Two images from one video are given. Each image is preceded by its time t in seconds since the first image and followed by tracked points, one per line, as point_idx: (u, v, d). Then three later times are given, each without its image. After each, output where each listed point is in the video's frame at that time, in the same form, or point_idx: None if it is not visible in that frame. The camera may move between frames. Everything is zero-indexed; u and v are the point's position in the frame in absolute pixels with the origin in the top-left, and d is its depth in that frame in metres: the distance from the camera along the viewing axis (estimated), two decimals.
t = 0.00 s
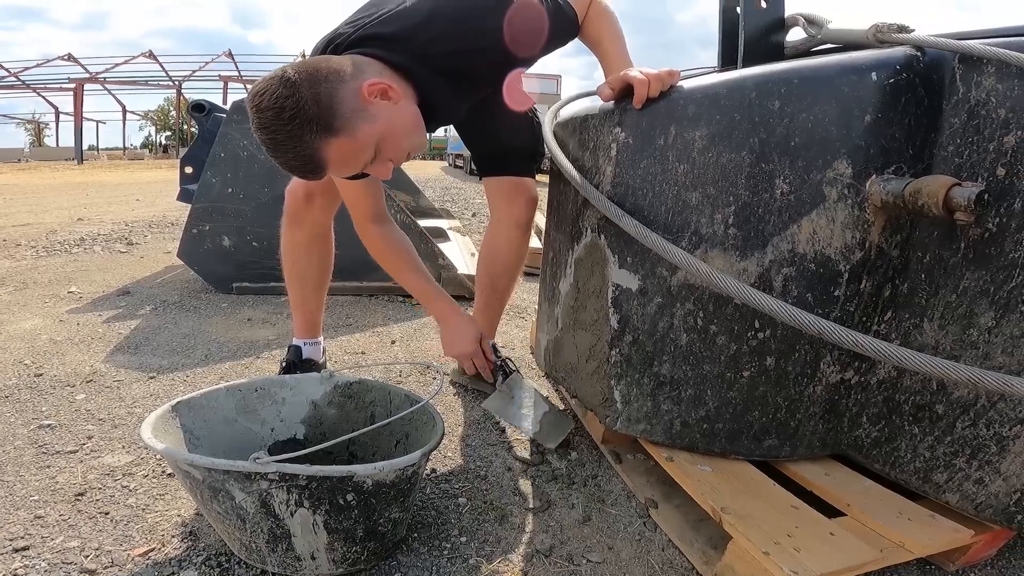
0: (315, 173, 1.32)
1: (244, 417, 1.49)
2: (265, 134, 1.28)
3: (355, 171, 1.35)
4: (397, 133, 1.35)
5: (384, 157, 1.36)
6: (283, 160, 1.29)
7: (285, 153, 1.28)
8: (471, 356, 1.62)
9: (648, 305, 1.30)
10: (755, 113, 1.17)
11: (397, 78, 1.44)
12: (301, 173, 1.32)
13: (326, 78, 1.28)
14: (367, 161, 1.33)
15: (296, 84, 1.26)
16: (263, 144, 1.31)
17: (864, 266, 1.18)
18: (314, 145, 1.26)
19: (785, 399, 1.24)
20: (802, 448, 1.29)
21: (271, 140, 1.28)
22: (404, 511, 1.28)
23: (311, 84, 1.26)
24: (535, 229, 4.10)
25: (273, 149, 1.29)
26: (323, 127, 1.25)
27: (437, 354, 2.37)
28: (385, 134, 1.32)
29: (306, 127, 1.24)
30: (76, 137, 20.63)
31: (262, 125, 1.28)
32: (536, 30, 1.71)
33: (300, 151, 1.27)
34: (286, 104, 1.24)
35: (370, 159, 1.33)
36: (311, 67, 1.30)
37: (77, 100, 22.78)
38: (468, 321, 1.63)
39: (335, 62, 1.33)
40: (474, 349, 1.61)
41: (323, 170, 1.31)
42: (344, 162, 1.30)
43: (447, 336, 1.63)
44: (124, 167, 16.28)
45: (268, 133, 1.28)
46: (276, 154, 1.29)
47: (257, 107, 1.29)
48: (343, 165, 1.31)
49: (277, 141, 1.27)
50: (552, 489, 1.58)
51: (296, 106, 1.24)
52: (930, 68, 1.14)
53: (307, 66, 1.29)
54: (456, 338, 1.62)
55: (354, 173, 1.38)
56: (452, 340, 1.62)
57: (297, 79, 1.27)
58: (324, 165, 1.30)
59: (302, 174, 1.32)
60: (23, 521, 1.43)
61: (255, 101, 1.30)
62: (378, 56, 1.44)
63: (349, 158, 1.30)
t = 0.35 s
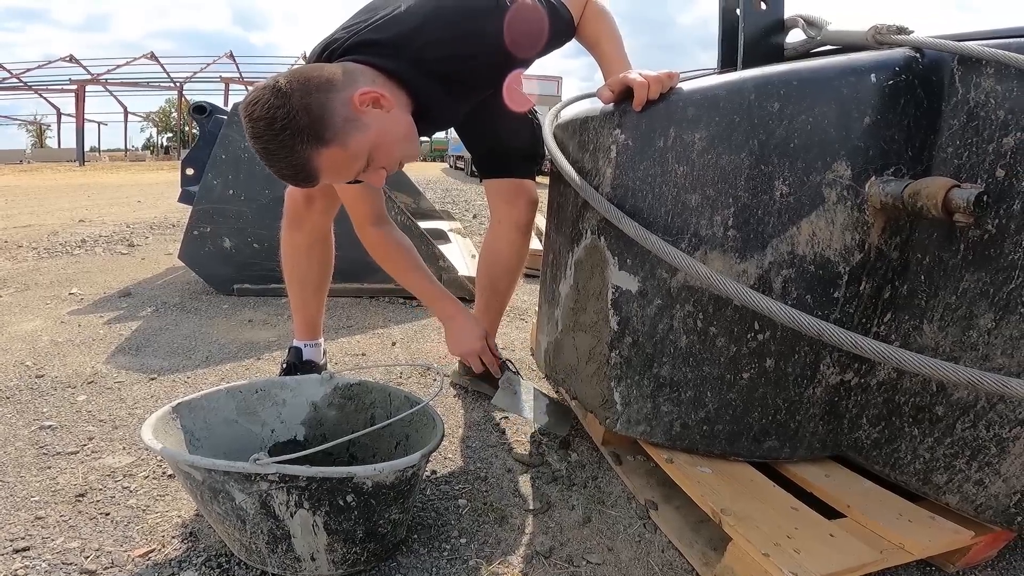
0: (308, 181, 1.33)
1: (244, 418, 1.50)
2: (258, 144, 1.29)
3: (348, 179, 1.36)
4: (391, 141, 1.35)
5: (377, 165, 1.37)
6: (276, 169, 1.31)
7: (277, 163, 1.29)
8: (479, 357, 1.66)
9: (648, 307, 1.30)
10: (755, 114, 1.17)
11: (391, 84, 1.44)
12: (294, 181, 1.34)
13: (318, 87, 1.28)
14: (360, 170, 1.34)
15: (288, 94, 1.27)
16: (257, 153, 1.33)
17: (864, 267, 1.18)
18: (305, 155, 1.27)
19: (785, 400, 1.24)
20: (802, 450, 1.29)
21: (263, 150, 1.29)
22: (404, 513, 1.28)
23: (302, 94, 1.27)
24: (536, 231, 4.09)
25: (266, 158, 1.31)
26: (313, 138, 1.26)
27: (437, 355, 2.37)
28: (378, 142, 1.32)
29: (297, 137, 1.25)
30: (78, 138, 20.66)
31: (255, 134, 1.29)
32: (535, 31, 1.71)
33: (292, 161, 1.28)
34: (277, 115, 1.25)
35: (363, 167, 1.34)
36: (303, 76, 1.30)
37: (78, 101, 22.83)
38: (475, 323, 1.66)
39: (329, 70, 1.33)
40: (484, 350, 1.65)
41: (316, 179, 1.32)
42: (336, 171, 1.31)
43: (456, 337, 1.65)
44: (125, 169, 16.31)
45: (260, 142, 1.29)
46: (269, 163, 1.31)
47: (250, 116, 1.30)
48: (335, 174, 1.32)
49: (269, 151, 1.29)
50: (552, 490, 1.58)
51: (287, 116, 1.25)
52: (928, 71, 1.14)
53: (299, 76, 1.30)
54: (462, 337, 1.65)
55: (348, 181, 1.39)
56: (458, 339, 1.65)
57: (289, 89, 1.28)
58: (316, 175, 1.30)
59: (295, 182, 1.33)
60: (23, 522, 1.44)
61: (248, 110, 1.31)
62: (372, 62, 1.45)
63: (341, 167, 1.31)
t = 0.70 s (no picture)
0: (307, 181, 1.33)
1: (245, 420, 1.50)
2: (256, 144, 1.29)
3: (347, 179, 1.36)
4: (389, 142, 1.35)
5: (376, 165, 1.37)
6: (274, 169, 1.31)
7: (276, 163, 1.29)
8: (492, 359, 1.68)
9: (647, 306, 1.31)
10: (752, 113, 1.17)
11: (390, 84, 1.44)
12: (293, 181, 1.34)
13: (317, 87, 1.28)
14: (359, 170, 1.34)
15: (286, 94, 1.27)
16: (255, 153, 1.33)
17: (862, 266, 1.18)
18: (304, 156, 1.27)
19: (785, 399, 1.25)
20: (803, 448, 1.30)
21: (261, 149, 1.29)
22: (405, 513, 1.28)
23: (300, 94, 1.27)
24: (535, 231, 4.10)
25: (264, 158, 1.31)
26: (312, 138, 1.26)
27: (437, 356, 2.37)
28: (377, 143, 1.33)
29: (296, 137, 1.26)
30: (75, 141, 20.64)
31: (252, 134, 1.29)
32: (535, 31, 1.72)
33: (291, 162, 1.28)
34: (276, 115, 1.25)
35: (362, 167, 1.34)
36: (302, 76, 1.30)
37: (75, 104, 22.81)
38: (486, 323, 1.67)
39: (327, 69, 1.33)
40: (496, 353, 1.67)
41: (314, 180, 1.33)
42: (334, 171, 1.31)
43: (467, 339, 1.66)
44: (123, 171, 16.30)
45: (258, 142, 1.29)
46: (267, 162, 1.31)
47: (248, 116, 1.30)
48: (334, 174, 1.32)
49: (267, 151, 1.29)
50: (553, 490, 1.58)
51: (285, 116, 1.25)
52: (926, 68, 1.14)
53: (298, 75, 1.30)
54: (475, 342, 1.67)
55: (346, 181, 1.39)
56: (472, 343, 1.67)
57: (288, 88, 1.28)
58: (315, 175, 1.31)
59: (294, 183, 1.34)
60: (26, 523, 1.44)
61: (246, 109, 1.31)
62: (370, 64, 1.45)
63: (340, 168, 1.32)
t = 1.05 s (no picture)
0: (311, 188, 1.32)
1: (247, 431, 1.50)
2: (260, 151, 1.28)
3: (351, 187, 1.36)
4: (393, 148, 1.36)
5: (380, 173, 1.37)
6: (279, 176, 1.30)
7: (281, 169, 1.28)
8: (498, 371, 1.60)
9: (645, 313, 1.31)
10: (746, 120, 1.18)
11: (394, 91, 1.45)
12: (297, 189, 1.33)
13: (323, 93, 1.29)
14: (364, 178, 1.34)
15: (292, 99, 1.27)
16: (258, 161, 1.32)
17: (858, 270, 1.19)
18: (310, 161, 1.27)
19: (784, 404, 1.26)
20: (803, 452, 1.30)
21: (266, 156, 1.28)
22: (407, 522, 1.29)
23: (306, 99, 1.27)
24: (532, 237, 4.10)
25: (269, 165, 1.30)
26: (318, 143, 1.26)
27: (437, 365, 2.37)
28: (382, 149, 1.33)
29: (302, 143, 1.25)
30: (72, 151, 20.65)
31: (257, 141, 1.28)
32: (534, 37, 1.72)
33: (296, 168, 1.27)
34: (281, 120, 1.25)
35: (367, 174, 1.34)
36: (306, 82, 1.31)
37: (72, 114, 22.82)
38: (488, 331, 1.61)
39: (331, 76, 1.34)
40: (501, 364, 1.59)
41: (319, 187, 1.32)
42: (339, 178, 1.31)
43: (468, 346, 1.61)
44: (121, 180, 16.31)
45: (263, 149, 1.28)
46: (272, 169, 1.30)
47: (252, 122, 1.29)
48: (338, 181, 1.32)
49: (272, 157, 1.28)
50: (555, 497, 1.58)
51: (291, 121, 1.25)
52: (917, 73, 1.15)
53: (302, 81, 1.30)
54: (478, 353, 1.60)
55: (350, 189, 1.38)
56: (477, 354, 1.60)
57: (293, 94, 1.28)
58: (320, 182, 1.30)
59: (298, 190, 1.33)
60: (30, 534, 1.44)
61: (250, 116, 1.30)
62: (375, 70, 1.46)
63: (345, 175, 1.31)
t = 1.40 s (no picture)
0: (317, 178, 1.31)
1: (244, 429, 1.50)
2: (267, 139, 1.27)
3: (357, 177, 1.36)
4: (399, 139, 1.37)
5: (387, 164, 1.38)
6: (285, 164, 1.29)
7: (288, 157, 1.27)
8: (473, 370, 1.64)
9: (643, 312, 1.31)
10: (744, 119, 1.18)
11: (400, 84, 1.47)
12: (303, 179, 1.32)
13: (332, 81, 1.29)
14: (371, 168, 1.35)
15: (302, 87, 1.26)
16: (264, 150, 1.30)
17: (856, 270, 1.19)
18: (319, 149, 1.26)
19: (781, 403, 1.26)
20: (799, 452, 1.30)
21: (273, 144, 1.27)
22: (404, 520, 1.29)
23: (315, 87, 1.27)
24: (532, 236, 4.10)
25: (275, 153, 1.28)
26: (328, 131, 1.26)
27: (436, 363, 2.37)
28: (389, 139, 1.34)
29: (311, 130, 1.25)
30: (72, 149, 20.64)
31: (264, 129, 1.27)
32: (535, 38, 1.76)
33: (303, 156, 1.26)
34: (291, 106, 1.24)
35: (374, 164, 1.34)
36: (316, 71, 1.31)
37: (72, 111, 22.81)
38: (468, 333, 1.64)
39: (340, 65, 1.35)
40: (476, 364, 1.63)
41: (325, 177, 1.31)
42: (347, 167, 1.31)
43: (449, 347, 1.65)
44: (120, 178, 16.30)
45: (270, 137, 1.27)
46: (277, 158, 1.29)
47: (259, 110, 1.28)
48: (346, 171, 1.31)
49: (279, 145, 1.27)
50: (552, 496, 1.58)
51: (301, 108, 1.24)
52: (915, 73, 1.15)
53: (312, 70, 1.31)
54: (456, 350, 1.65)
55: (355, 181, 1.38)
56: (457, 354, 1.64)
57: (302, 82, 1.28)
58: (327, 172, 1.29)
59: (305, 180, 1.31)
60: (25, 531, 1.44)
61: (256, 105, 1.29)
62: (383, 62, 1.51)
63: (353, 163, 1.31)
